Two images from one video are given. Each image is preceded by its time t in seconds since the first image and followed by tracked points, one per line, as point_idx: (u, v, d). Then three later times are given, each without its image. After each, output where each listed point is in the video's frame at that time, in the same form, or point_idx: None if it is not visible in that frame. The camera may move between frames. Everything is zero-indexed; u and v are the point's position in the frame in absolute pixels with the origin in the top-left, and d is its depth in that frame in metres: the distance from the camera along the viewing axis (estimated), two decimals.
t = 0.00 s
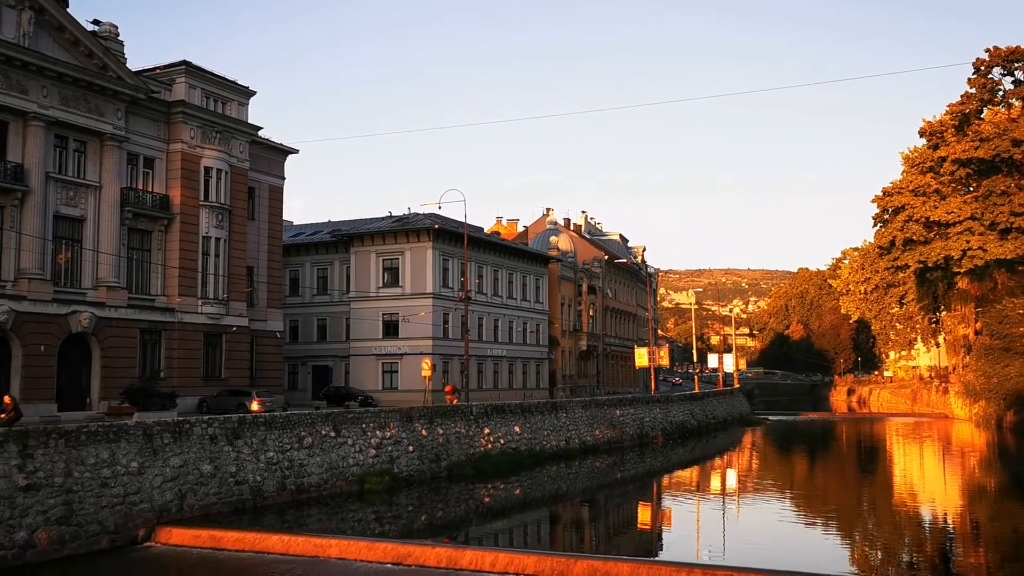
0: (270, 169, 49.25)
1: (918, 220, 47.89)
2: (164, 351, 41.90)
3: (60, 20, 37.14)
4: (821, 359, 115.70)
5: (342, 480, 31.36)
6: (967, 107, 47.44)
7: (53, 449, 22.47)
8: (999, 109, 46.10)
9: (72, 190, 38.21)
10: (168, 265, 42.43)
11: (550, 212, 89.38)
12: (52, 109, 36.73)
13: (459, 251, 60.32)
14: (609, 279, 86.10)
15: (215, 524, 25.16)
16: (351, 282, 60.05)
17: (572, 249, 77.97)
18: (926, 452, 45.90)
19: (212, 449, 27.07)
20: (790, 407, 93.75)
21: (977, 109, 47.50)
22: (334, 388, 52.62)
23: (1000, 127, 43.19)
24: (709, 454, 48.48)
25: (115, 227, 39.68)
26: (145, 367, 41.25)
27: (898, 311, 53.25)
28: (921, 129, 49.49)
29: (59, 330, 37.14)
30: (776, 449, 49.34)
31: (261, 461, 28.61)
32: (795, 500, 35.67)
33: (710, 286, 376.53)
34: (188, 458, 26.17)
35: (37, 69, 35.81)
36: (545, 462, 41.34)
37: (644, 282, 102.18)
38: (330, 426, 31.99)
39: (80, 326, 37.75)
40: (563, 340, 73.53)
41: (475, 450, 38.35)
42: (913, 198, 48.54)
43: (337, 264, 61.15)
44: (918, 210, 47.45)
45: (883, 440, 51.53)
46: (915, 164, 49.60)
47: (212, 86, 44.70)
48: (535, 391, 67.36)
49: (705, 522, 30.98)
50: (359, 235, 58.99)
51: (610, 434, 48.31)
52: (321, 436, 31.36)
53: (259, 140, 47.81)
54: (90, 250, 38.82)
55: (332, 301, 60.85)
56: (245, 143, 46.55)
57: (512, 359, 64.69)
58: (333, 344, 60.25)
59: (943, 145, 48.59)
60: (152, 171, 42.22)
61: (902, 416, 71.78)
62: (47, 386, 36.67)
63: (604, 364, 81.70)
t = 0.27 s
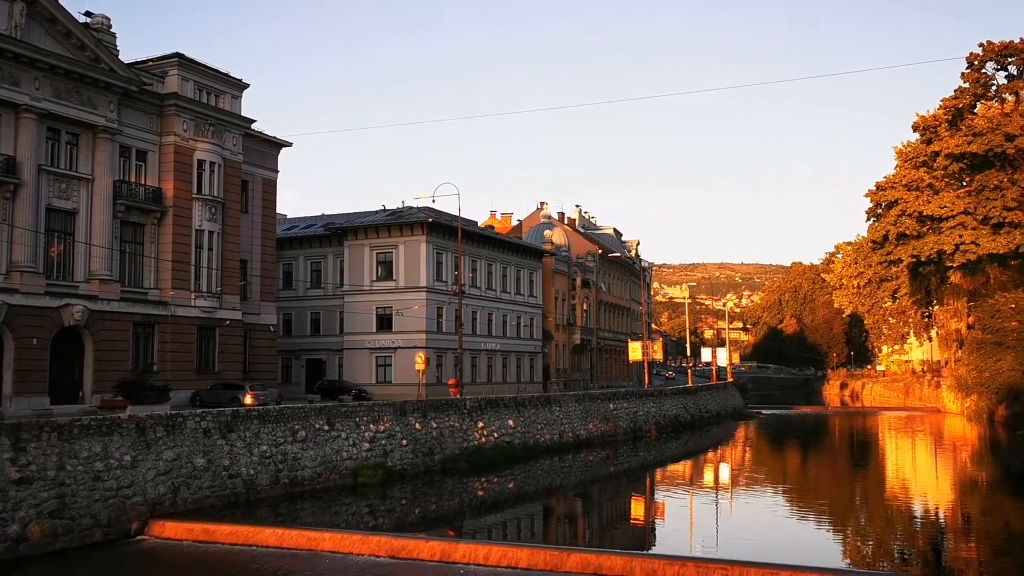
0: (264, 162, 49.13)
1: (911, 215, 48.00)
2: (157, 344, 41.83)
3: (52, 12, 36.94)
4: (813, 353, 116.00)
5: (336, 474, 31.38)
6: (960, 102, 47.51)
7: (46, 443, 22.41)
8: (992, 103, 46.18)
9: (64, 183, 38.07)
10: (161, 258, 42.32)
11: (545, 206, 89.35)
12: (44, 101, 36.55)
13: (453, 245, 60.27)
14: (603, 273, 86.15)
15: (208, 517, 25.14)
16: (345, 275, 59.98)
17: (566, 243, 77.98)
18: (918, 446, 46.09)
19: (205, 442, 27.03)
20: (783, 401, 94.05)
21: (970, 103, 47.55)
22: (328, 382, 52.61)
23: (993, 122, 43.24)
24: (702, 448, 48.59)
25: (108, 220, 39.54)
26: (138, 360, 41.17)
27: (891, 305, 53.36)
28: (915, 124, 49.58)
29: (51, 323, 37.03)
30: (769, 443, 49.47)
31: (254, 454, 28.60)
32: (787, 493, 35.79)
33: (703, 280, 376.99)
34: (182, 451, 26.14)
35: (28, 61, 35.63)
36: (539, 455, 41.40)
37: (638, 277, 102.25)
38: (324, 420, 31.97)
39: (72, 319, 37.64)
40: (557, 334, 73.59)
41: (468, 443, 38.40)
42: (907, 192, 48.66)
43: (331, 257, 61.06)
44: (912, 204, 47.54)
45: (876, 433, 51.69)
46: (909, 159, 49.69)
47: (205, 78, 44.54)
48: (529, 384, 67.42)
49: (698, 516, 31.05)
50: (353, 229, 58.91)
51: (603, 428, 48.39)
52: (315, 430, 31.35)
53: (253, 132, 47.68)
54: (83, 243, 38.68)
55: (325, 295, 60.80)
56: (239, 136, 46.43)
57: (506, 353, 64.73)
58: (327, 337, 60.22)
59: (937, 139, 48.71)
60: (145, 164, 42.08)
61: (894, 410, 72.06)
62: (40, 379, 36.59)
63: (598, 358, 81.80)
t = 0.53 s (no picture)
0: (257, 155, 49.00)
1: (905, 207, 48.09)
2: (151, 336, 41.76)
3: (44, 3, 36.74)
4: (807, 345, 116.29)
5: (330, 466, 31.39)
6: (954, 95, 47.55)
7: (39, 435, 22.36)
8: (986, 96, 46.24)
9: (56, 174, 37.93)
10: (154, 250, 42.21)
11: (539, 198, 89.32)
12: (36, 93, 36.38)
13: (447, 237, 60.21)
14: (598, 265, 86.20)
15: (203, 509, 25.14)
16: (339, 268, 59.91)
17: (560, 235, 77.99)
18: (910, 438, 46.28)
19: (199, 434, 27.01)
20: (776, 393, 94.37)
21: (964, 96, 47.55)
22: (322, 374, 52.60)
23: (987, 114, 43.30)
24: (696, 440, 48.69)
25: (101, 212, 39.41)
26: (132, 353, 41.10)
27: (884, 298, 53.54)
28: (908, 116, 49.64)
29: (44, 315, 36.92)
30: (763, 435, 49.60)
31: (248, 446, 28.59)
32: (780, 485, 35.92)
33: (697, 273, 377.82)
34: (175, 444, 26.12)
35: (20, 52, 35.45)
36: (533, 448, 41.45)
37: (632, 269, 102.35)
38: (318, 412, 31.97)
39: (65, 311, 37.54)
40: (551, 326, 73.65)
41: (463, 435, 38.45)
42: (900, 185, 48.78)
43: (325, 249, 60.97)
44: (906, 197, 47.63)
45: (869, 425, 51.86)
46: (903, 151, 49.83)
47: (198, 70, 44.39)
48: (523, 376, 67.49)
49: (692, 507, 31.15)
50: (346, 221, 58.83)
51: (597, 421, 48.46)
52: (309, 422, 31.35)
53: (246, 124, 47.54)
54: (76, 235, 38.57)
55: (319, 287, 60.74)
56: (232, 128, 46.31)
57: (500, 345, 64.77)
58: (321, 329, 60.18)
59: (931, 132, 48.84)
60: (138, 156, 41.93)
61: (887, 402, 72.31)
62: (33, 372, 36.50)
63: (592, 350, 81.89)
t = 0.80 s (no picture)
0: (255, 149, 48.92)
1: (902, 201, 48.10)
2: (149, 331, 41.75)
3: None
4: (805, 339, 116.42)
5: (328, 460, 31.42)
6: (952, 89, 47.52)
7: (37, 429, 22.36)
8: (984, 90, 46.20)
9: (54, 168, 37.87)
10: (151, 244, 42.17)
11: (537, 192, 89.29)
12: (33, 87, 36.30)
13: (445, 231, 60.18)
14: (596, 260, 86.21)
15: (201, 503, 25.15)
16: (337, 262, 59.88)
17: (558, 230, 77.98)
18: (908, 432, 46.34)
19: (197, 429, 27.03)
20: (774, 387, 94.50)
21: (963, 90, 47.42)
22: (320, 368, 52.62)
23: (985, 108, 43.22)
24: (694, 434, 48.77)
25: (98, 206, 39.37)
26: (129, 347, 41.11)
27: (882, 293, 53.61)
28: (907, 110, 49.62)
29: (42, 310, 36.90)
30: (760, 429, 49.68)
31: (247, 440, 28.62)
32: (778, 479, 35.97)
33: (695, 267, 377.86)
34: (173, 438, 26.13)
35: (17, 46, 35.35)
36: (531, 442, 41.50)
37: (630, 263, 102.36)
38: (316, 406, 31.99)
39: (63, 306, 37.52)
40: (549, 320, 73.70)
41: (461, 430, 38.49)
42: (898, 179, 48.79)
43: (323, 244, 60.92)
44: (903, 191, 47.63)
45: (866, 419, 51.94)
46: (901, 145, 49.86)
47: (195, 63, 44.30)
48: (521, 370, 67.53)
49: (690, 501, 31.17)
50: (344, 215, 58.78)
51: (595, 415, 48.52)
52: (307, 417, 31.37)
53: (243, 118, 47.45)
54: (73, 229, 38.51)
55: (317, 281, 60.71)
56: (229, 122, 46.24)
57: (498, 340, 64.80)
58: (319, 324, 60.19)
59: (929, 126, 48.83)
60: (135, 150, 41.86)
61: (885, 396, 72.41)
62: (31, 366, 36.50)
63: (590, 345, 81.93)
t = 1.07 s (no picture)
0: (254, 144, 48.87)
1: (902, 196, 48.10)
2: (148, 325, 41.76)
3: None
4: (804, 334, 116.47)
5: (328, 455, 31.45)
6: (952, 84, 47.52)
7: (37, 424, 22.37)
8: (984, 85, 46.16)
9: (53, 163, 37.84)
10: (151, 239, 42.16)
11: (537, 187, 89.27)
12: (33, 82, 36.26)
13: (445, 226, 60.17)
14: (595, 255, 86.22)
15: (200, 498, 25.18)
16: (336, 257, 59.88)
17: (558, 225, 77.97)
18: (907, 427, 46.37)
19: (197, 423, 27.06)
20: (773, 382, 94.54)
21: (962, 85, 47.56)
22: (320, 363, 52.65)
23: (986, 103, 43.13)
24: (693, 429, 48.79)
25: (98, 201, 39.36)
26: (129, 341, 41.13)
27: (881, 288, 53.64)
28: (907, 105, 49.60)
29: (41, 305, 36.90)
30: (759, 424, 49.71)
31: (246, 435, 28.65)
32: (777, 474, 35.99)
33: (694, 262, 377.82)
34: (173, 433, 26.15)
35: (16, 41, 35.30)
36: (531, 437, 41.54)
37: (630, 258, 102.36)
38: (316, 401, 32.01)
39: (63, 301, 37.53)
40: (549, 315, 73.73)
41: (460, 424, 38.52)
42: (898, 174, 48.80)
43: (322, 239, 60.89)
44: (903, 186, 47.60)
45: (865, 414, 51.96)
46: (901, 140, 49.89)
47: (195, 58, 44.25)
48: (521, 365, 67.56)
49: (689, 496, 31.20)
50: (344, 210, 58.76)
51: (595, 410, 48.56)
52: (307, 411, 31.40)
53: (243, 113, 47.42)
54: (72, 224, 38.50)
55: (317, 276, 60.70)
56: (229, 116, 46.21)
57: (498, 335, 64.82)
58: (319, 319, 60.20)
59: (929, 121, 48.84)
60: (134, 144, 41.83)
61: (885, 391, 72.49)
62: (31, 360, 36.52)
63: (589, 340, 81.96)
